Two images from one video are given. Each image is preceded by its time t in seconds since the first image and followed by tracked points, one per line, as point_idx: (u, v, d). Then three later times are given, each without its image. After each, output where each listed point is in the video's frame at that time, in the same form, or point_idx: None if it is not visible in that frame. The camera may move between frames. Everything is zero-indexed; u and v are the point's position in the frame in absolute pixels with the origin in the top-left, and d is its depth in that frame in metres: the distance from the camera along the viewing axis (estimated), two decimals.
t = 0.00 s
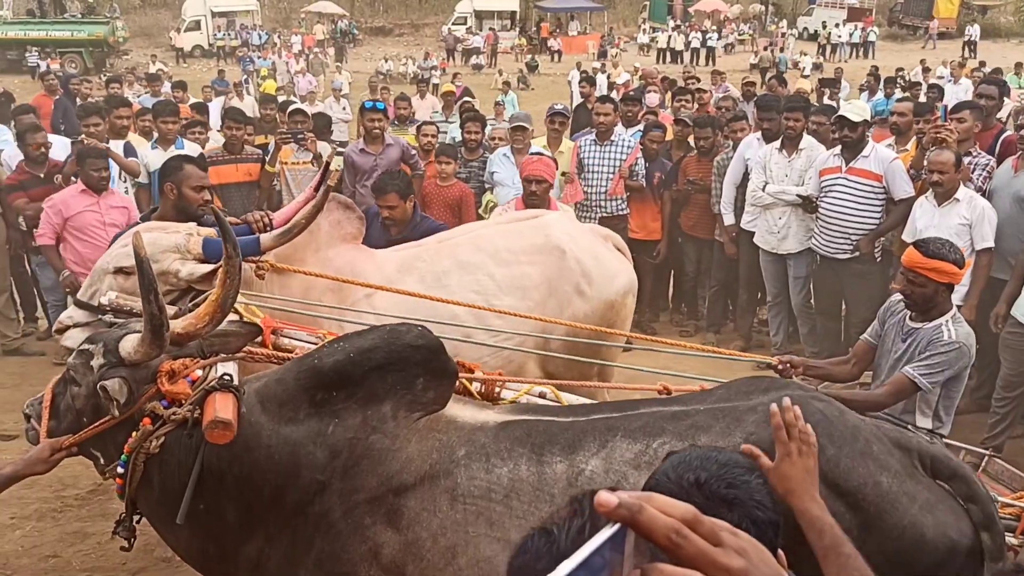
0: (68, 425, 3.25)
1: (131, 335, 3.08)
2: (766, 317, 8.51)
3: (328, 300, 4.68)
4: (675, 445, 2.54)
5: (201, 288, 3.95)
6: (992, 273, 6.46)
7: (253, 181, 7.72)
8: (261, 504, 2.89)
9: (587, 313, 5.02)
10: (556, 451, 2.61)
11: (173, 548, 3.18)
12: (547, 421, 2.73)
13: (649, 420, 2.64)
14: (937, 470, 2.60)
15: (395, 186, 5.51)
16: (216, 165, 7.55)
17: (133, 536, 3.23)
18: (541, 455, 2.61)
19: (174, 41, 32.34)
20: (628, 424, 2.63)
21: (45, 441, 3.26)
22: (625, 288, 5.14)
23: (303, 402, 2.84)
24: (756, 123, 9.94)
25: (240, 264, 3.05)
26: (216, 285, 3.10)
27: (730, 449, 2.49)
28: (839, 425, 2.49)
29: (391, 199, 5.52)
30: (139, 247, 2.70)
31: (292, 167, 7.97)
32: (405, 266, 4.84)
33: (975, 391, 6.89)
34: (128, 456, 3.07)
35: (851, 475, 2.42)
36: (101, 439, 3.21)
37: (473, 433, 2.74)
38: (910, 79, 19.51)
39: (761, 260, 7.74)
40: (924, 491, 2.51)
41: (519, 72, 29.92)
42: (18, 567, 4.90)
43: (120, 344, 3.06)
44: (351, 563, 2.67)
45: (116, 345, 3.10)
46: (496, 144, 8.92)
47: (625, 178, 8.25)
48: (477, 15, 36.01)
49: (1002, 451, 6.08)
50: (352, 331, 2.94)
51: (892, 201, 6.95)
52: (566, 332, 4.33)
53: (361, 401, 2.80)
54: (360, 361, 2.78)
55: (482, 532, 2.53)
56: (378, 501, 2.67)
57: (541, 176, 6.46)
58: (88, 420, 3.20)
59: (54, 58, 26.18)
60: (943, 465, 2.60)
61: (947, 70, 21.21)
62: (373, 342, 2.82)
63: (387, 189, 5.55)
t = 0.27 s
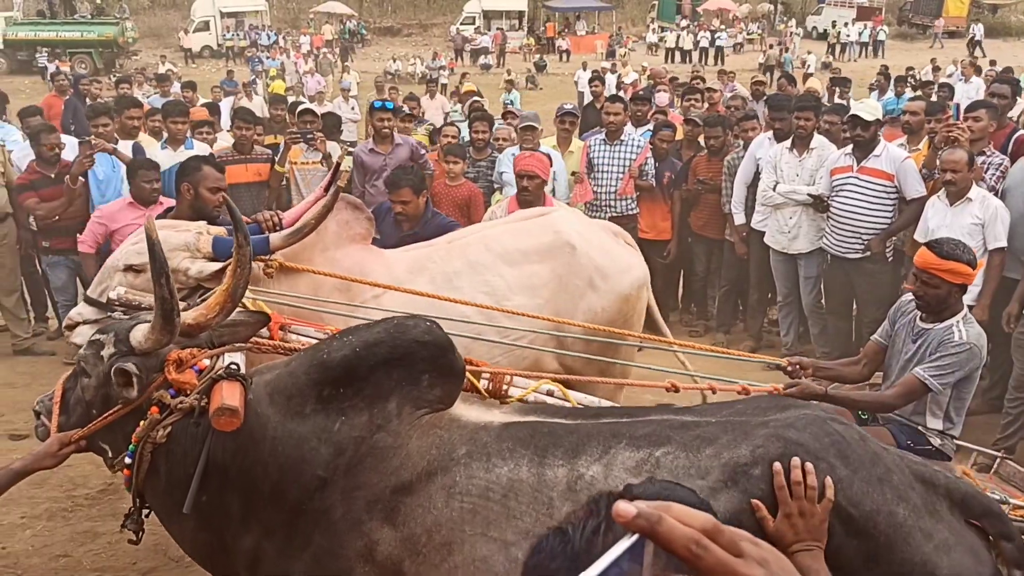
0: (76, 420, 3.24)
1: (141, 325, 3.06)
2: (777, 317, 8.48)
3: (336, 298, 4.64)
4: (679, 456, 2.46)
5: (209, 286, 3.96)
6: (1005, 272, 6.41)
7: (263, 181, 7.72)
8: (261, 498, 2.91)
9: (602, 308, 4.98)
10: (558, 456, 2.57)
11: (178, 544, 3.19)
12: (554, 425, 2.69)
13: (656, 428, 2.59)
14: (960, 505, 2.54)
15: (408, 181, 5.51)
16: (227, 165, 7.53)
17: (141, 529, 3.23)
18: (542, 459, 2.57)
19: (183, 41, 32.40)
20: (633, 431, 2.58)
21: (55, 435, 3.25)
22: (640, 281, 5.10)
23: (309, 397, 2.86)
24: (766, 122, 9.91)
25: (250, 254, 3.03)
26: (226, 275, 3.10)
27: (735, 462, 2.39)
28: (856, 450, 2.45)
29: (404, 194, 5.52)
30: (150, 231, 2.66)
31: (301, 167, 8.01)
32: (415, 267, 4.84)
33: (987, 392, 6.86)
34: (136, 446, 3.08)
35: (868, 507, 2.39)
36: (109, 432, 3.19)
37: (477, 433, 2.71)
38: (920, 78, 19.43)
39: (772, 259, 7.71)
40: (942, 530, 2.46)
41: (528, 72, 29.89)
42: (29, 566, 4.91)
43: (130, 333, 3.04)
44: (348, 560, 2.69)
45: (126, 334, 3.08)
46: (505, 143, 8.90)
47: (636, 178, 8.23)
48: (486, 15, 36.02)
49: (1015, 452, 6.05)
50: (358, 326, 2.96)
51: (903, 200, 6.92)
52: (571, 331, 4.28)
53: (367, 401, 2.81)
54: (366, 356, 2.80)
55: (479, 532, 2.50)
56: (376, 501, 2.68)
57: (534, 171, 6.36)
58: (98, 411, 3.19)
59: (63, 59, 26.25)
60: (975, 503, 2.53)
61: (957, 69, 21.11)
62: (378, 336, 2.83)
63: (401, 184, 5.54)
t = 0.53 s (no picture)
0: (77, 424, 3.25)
1: (139, 329, 3.07)
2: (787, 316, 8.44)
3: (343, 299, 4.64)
4: (681, 450, 2.50)
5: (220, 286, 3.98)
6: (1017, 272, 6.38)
7: (272, 181, 7.74)
8: (249, 499, 2.88)
9: (612, 310, 4.97)
10: (559, 452, 2.60)
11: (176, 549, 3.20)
12: (555, 426, 2.72)
13: (658, 427, 2.61)
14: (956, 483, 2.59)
15: (422, 183, 5.48)
16: (236, 165, 7.56)
17: (143, 535, 3.28)
18: (543, 456, 2.59)
19: (191, 42, 32.50)
20: (634, 429, 2.61)
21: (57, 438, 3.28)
22: (649, 284, 5.11)
23: (307, 400, 2.83)
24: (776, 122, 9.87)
25: (246, 257, 2.97)
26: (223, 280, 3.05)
27: (738, 454, 2.43)
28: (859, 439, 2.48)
29: (418, 195, 5.50)
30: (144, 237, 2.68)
31: (310, 167, 8.08)
32: (424, 267, 4.82)
33: (999, 393, 6.81)
34: (134, 451, 3.09)
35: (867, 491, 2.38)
36: (107, 436, 3.20)
37: (475, 436, 2.73)
38: (930, 77, 19.35)
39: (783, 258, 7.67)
40: (948, 517, 2.45)
41: (536, 71, 29.87)
42: (40, 565, 4.91)
43: (127, 339, 3.05)
44: (342, 565, 2.67)
45: (124, 339, 3.09)
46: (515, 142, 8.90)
47: (645, 177, 8.20)
48: (493, 15, 36.04)
49: None
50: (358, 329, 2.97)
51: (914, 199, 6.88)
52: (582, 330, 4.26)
53: (366, 404, 2.80)
54: (366, 357, 2.80)
55: (479, 533, 2.50)
56: (374, 505, 2.66)
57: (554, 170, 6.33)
58: (97, 416, 3.20)
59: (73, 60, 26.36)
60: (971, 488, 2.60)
61: (967, 68, 21.02)
62: (378, 337, 2.84)
63: (415, 185, 5.53)
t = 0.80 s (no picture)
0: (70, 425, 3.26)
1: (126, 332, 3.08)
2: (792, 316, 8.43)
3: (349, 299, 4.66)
4: (674, 451, 2.59)
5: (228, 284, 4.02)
6: None
7: (278, 181, 7.74)
8: (237, 498, 2.91)
9: (616, 311, 4.94)
10: (550, 455, 2.66)
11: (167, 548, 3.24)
12: (544, 428, 2.77)
13: (646, 427, 2.70)
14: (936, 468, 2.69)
15: (433, 180, 5.45)
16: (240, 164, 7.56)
17: (132, 534, 3.24)
18: (535, 457, 2.65)
19: (197, 42, 32.53)
20: (627, 430, 2.69)
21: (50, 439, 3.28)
22: (656, 286, 5.06)
23: (293, 402, 2.81)
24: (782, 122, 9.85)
25: (233, 263, 2.92)
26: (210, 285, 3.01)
27: (730, 454, 2.55)
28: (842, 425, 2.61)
29: (426, 191, 5.48)
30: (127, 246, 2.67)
31: (315, 166, 8.00)
32: (429, 267, 4.83)
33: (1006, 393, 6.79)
34: (122, 455, 3.06)
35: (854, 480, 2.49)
36: (99, 439, 3.21)
37: (464, 439, 2.77)
38: (937, 77, 19.27)
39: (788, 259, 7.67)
40: (933, 501, 2.56)
41: (541, 71, 29.82)
42: (46, 564, 4.92)
43: (115, 342, 3.05)
44: (327, 565, 2.71)
45: (113, 343, 3.07)
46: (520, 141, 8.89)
47: (651, 177, 8.20)
48: (499, 14, 36.00)
49: None
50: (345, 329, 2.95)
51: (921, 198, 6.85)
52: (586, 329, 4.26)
53: (354, 407, 2.79)
54: (352, 360, 2.78)
55: (472, 536, 2.54)
56: (359, 508, 2.70)
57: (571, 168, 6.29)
58: (88, 418, 3.19)
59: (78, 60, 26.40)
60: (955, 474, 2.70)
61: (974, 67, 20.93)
62: (365, 338, 2.83)
63: (425, 182, 5.50)
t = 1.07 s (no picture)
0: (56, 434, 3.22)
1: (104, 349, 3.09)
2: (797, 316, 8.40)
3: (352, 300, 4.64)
4: (647, 438, 2.56)
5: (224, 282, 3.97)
6: None
7: (282, 180, 7.75)
8: (208, 513, 2.86)
9: (621, 310, 4.91)
10: (525, 452, 2.59)
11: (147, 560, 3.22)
12: (511, 426, 2.70)
13: (622, 416, 2.66)
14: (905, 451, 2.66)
15: (434, 176, 5.45)
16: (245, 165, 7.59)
17: (118, 540, 3.27)
18: (509, 455, 2.58)
19: (201, 42, 32.61)
20: (600, 420, 2.65)
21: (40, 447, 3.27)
22: (661, 285, 5.04)
23: (262, 415, 2.74)
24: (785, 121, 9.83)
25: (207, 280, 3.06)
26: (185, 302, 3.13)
27: (700, 441, 2.53)
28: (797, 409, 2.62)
29: (428, 189, 5.47)
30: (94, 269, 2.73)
31: (320, 166, 8.08)
32: (431, 268, 4.83)
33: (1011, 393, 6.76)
34: (103, 468, 3.06)
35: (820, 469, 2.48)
36: (85, 449, 3.19)
37: (436, 440, 2.70)
38: (941, 76, 19.27)
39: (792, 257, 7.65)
40: (899, 475, 2.55)
41: (544, 71, 29.84)
42: (50, 564, 4.92)
43: (92, 360, 3.07)
44: None
45: (90, 360, 3.09)
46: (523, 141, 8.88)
47: (655, 176, 8.20)
48: (502, 14, 36.07)
49: None
50: (314, 335, 2.89)
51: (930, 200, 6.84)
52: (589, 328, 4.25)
53: (321, 415, 2.72)
54: (318, 368, 2.72)
55: (449, 540, 2.46)
56: (328, 517, 2.63)
57: (571, 168, 6.26)
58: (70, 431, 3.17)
59: (82, 60, 26.47)
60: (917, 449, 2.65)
61: (978, 66, 20.93)
62: (330, 347, 2.77)
63: (427, 179, 5.48)
